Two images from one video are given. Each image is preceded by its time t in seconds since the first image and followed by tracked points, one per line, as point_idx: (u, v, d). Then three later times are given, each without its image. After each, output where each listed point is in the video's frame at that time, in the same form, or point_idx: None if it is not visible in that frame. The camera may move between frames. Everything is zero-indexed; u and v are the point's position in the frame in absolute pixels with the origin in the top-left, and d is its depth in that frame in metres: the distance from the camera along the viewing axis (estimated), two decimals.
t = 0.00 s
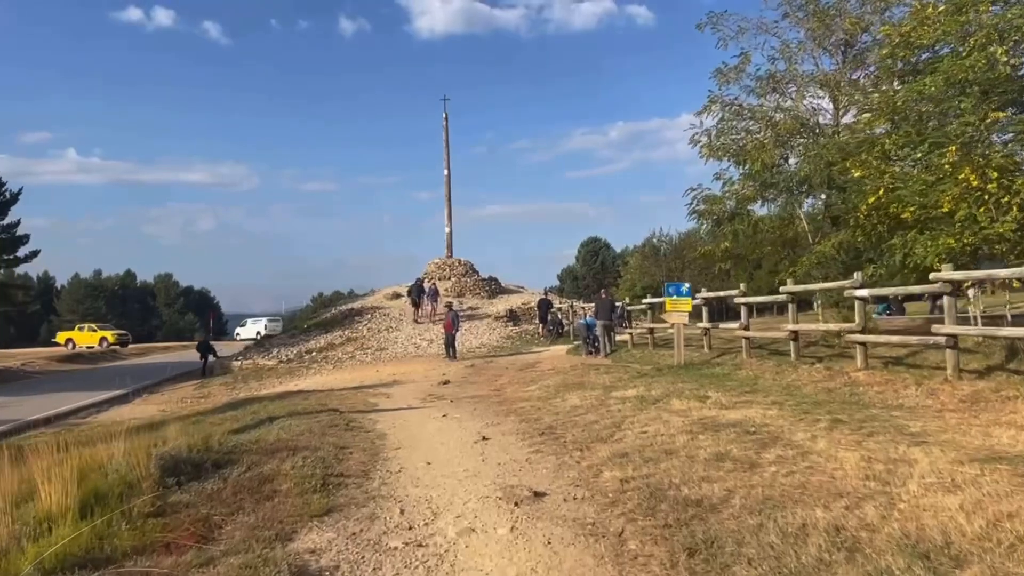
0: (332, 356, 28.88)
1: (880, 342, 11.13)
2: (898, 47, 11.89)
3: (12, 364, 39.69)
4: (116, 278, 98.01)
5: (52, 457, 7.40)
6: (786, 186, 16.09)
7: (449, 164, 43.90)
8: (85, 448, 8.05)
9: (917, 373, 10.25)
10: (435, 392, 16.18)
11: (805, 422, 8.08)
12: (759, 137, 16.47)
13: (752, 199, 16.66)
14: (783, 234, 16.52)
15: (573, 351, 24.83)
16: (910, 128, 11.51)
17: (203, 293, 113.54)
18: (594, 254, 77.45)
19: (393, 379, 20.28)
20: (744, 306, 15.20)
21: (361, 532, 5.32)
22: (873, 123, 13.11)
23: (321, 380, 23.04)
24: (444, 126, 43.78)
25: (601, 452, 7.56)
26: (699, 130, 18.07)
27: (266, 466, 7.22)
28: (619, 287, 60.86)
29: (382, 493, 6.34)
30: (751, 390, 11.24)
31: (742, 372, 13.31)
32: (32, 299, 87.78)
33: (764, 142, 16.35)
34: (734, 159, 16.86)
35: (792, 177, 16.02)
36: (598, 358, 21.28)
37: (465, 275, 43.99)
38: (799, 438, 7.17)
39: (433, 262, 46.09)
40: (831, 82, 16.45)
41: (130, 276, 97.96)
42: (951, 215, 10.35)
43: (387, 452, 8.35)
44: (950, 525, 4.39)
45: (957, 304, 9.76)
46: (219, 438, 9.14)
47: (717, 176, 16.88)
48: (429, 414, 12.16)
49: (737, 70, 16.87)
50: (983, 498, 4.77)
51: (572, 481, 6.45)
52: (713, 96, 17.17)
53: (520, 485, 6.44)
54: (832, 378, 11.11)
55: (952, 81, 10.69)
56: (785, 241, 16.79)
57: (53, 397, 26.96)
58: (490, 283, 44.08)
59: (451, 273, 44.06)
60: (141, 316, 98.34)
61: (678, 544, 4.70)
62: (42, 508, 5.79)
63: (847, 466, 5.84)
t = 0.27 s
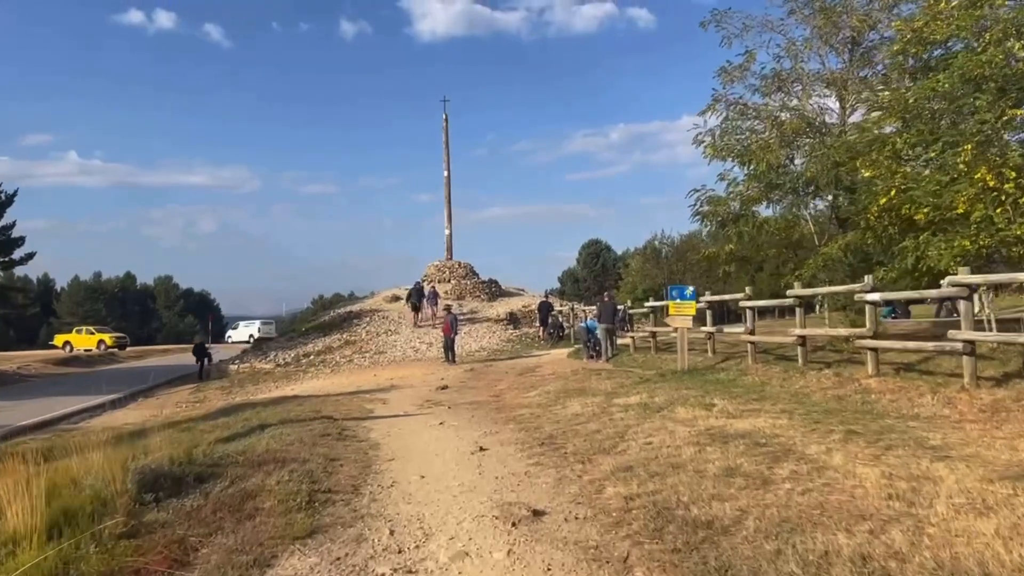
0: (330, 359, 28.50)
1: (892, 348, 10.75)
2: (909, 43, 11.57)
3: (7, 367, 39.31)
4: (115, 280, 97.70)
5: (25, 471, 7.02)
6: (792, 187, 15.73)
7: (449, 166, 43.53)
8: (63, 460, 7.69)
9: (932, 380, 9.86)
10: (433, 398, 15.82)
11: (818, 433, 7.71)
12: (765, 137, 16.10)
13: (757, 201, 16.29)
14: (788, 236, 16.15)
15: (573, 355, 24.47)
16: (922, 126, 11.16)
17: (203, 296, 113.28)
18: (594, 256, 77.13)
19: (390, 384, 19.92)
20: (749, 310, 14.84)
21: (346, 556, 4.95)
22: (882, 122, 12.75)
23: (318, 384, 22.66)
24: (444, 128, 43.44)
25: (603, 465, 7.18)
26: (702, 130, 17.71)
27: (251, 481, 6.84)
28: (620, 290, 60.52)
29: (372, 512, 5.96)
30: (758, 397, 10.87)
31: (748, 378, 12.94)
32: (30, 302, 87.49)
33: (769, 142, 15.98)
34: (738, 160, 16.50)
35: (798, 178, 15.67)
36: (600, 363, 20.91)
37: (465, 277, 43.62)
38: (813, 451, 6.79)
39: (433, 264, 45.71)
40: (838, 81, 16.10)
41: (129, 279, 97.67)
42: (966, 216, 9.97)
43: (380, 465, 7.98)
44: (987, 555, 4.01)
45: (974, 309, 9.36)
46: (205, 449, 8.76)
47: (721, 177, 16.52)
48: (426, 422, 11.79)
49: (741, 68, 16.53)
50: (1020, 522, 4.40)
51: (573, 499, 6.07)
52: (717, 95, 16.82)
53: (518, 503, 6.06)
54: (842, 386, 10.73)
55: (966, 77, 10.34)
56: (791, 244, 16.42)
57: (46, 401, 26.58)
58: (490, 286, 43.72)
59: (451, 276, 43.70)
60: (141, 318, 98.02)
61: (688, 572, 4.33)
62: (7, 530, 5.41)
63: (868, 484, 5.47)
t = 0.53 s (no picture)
0: (328, 362, 28.14)
1: (906, 351, 10.42)
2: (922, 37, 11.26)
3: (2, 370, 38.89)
4: (113, 282, 97.31)
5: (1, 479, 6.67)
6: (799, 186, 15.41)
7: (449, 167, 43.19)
8: (42, 468, 7.34)
9: (948, 384, 9.54)
10: (432, 402, 15.48)
11: (834, 439, 7.37)
12: (771, 135, 15.76)
13: (762, 200, 15.95)
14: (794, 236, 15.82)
15: (574, 358, 24.12)
16: (936, 122, 10.84)
17: (202, 298, 112.91)
18: (594, 259, 76.82)
19: (388, 387, 19.58)
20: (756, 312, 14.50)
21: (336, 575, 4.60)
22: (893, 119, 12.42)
23: (315, 387, 22.31)
24: (443, 129, 43.10)
25: (610, 474, 6.85)
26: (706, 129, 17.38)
27: (238, 491, 6.50)
28: (620, 292, 60.19)
29: (366, 525, 5.62)
30: (767, 402, 10.52)
31: (755, 382, 12.60)
32: (28, 304, 87.15)
33: (775, 140, 15.63)
34: (743, 158, 16.16)
35: (804, 177, 15.35)
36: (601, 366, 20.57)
37: (464, 279, 43.28)
38: (830, 459, 6.46)
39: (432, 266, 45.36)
40: (845, 78, 15.77)
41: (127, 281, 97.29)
42: (983, 214, 9.64)
43: (376, 473, 7.64)
44: None
45: (993, 311, 9.04)
46: (193, 456, 8.41)
47: (726, 176, 16.18)
48: (424, 426, 11.45)
49: (746, 65, 16.20)
50: None
51: (579, 510, 5.73)
52: (722, 93, 16.49)
53: (520, 515, 5.71)
54: (854, 390, 10.40)
55: (982, 71, 10.03)
56: (798, 244, 16.08)
57: (39, 405, 26.20)
58: (490, 288, 43.39)
59: (450, 278, 43.36)
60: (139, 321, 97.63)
61: None
62: None
63: (894, 496, 5.14)
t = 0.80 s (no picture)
0: (324, 366, 27.76)
1: (920, 356, 10.08)
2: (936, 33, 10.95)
3: None
4: (110, 285, 96.86)
5: None
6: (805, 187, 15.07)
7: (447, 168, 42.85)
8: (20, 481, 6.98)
9: (966, 391, 9.20)
10: (430, 407, 15.13)
11: (852, 450, 7.03)
12: (776, 134, 15.43)
13: (767, 201, 15.59)
14: (800, 238, 15.48)
15: (575, 361, 23.77)
16: (950, 120, 10.51)
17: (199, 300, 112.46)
18: (593, 261, 76.50)
19: (386, 391, 19.24)
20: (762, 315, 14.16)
21: None
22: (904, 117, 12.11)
23: (311, 392, 21.95)
24: (442, 130, 42.81)
25: (618, 488, 6.49)
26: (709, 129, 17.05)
27: (226, 507, 6.14)
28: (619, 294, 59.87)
29: (360, 545, 5.26)
30: (777, 408, 10.18)
31: (763, 387, 12.26)
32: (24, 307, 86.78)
33: (780, 139, 15.29)
34: (748, 158, 15.83)
35: (811, 177, 15.02)
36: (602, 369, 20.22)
37: (463, 281, 42.92)
38: (852, 473, 6.12)
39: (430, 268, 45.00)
40: (851, 77, 15.45)
41: (124, 283, 96.83)
42: (1002, 214, 9.31)
43: (371, 487, 7.29)
44: None
45: (1013, 314, 8.69)
46: (181, 467, 8.05)
47: (730, 176, 15.83)
48: (422, 434, 11.11)
49: (751, 63, 15.89)
50: None
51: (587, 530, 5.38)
52: (726, 92, 16.16)
53: (524, 535, 5.36)
54: (867, 396, 10.06)
55: (999, 67, 9.71)
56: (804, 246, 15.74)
57: (31, 409, 25.81)
58: (489, 290, 43.04)
59: (449, 280, 42.99)
60: (136, 323, 97.17)
61: None
62: None
63: (927, 515, 4.79)
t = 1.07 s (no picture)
0: (320, 369, 27.39)
1: (933, 358, 9.75)
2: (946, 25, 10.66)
3: None
4: (106, 288, 96.40)
5: None
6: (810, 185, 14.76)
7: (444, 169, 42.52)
8: None
9: (982, 395, 8.87)
10: (427, 411, 14.80)
11: (868, 457, 6.71)
12: (780, 132, 15.11)
13: (771, 200, 15.29)
14: (804, 238, 15.17)
15: (574, 364, 23.42)
16: (961, 115, 10.21)
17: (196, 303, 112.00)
18: (592, 263, 76.19)
19: (382, 395, 18.90)
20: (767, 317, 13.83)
21: None
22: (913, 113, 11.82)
23: (306, 396, 21.59)
24: (439, 131, 42.52)
25: (624, 499, 6.16)
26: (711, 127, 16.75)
27: (208, 519, 5.80)
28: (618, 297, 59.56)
29: (349, 561, 4.92)
30: (785, 412, 9.85)
31: (768, 391, 11.93)
32: (19, 310, 86.33)
33: (784, 136, 14.98)
34: (751, 157, 15.52)
35: (815, 176, 14.71)
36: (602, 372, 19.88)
37: (461, 283, 42.56)
38: (870, 482, 5.79)
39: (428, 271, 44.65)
40: (855, 74, 15.16)
41: (121, 286, 96.37)
42: (1018, 211, 9.00)
43: (363, 496, 6.95)
44: None
45: None
46: (165, 476, 7.71)
47: (733, 175, 15.53)
48: (418, 439, 10.77)
49: (754, 60, 15.59)
50: None
51: (592, 544, 5.05)
52: (728, 89, 15.85)
53: (525, 549, 5.02)
54: (878, 400, 9.73)
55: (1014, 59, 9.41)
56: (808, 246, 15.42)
57: (23, 414, 25.42)
58: (487, 292, 42.70)
59: (446, 282, 42.64)
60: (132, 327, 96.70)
61: None
62: None
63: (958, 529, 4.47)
